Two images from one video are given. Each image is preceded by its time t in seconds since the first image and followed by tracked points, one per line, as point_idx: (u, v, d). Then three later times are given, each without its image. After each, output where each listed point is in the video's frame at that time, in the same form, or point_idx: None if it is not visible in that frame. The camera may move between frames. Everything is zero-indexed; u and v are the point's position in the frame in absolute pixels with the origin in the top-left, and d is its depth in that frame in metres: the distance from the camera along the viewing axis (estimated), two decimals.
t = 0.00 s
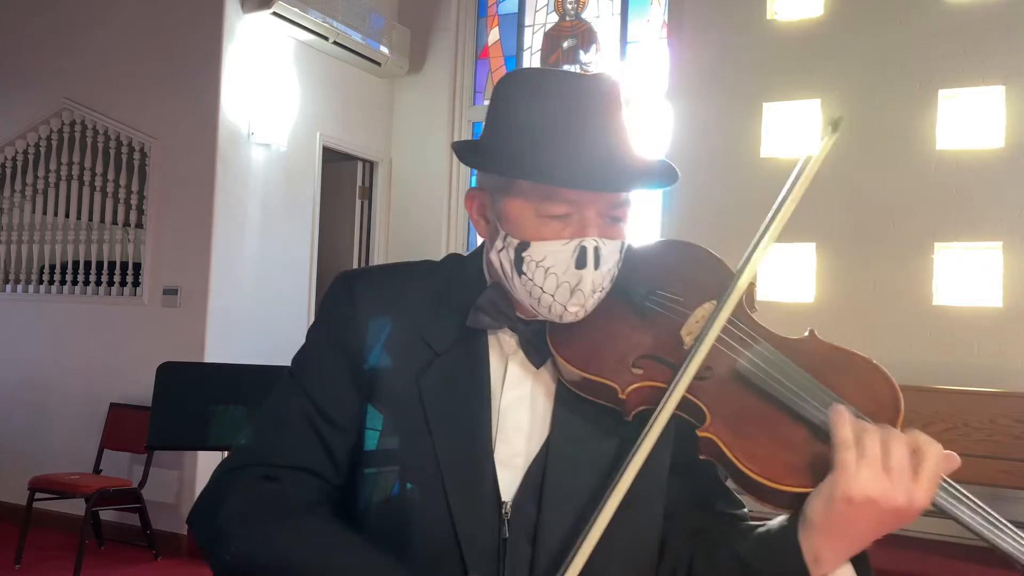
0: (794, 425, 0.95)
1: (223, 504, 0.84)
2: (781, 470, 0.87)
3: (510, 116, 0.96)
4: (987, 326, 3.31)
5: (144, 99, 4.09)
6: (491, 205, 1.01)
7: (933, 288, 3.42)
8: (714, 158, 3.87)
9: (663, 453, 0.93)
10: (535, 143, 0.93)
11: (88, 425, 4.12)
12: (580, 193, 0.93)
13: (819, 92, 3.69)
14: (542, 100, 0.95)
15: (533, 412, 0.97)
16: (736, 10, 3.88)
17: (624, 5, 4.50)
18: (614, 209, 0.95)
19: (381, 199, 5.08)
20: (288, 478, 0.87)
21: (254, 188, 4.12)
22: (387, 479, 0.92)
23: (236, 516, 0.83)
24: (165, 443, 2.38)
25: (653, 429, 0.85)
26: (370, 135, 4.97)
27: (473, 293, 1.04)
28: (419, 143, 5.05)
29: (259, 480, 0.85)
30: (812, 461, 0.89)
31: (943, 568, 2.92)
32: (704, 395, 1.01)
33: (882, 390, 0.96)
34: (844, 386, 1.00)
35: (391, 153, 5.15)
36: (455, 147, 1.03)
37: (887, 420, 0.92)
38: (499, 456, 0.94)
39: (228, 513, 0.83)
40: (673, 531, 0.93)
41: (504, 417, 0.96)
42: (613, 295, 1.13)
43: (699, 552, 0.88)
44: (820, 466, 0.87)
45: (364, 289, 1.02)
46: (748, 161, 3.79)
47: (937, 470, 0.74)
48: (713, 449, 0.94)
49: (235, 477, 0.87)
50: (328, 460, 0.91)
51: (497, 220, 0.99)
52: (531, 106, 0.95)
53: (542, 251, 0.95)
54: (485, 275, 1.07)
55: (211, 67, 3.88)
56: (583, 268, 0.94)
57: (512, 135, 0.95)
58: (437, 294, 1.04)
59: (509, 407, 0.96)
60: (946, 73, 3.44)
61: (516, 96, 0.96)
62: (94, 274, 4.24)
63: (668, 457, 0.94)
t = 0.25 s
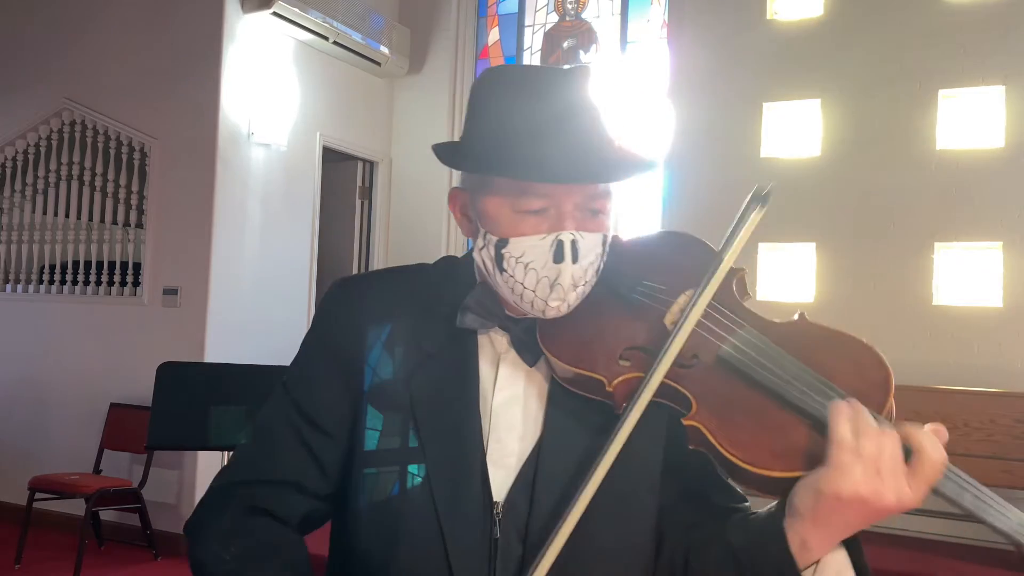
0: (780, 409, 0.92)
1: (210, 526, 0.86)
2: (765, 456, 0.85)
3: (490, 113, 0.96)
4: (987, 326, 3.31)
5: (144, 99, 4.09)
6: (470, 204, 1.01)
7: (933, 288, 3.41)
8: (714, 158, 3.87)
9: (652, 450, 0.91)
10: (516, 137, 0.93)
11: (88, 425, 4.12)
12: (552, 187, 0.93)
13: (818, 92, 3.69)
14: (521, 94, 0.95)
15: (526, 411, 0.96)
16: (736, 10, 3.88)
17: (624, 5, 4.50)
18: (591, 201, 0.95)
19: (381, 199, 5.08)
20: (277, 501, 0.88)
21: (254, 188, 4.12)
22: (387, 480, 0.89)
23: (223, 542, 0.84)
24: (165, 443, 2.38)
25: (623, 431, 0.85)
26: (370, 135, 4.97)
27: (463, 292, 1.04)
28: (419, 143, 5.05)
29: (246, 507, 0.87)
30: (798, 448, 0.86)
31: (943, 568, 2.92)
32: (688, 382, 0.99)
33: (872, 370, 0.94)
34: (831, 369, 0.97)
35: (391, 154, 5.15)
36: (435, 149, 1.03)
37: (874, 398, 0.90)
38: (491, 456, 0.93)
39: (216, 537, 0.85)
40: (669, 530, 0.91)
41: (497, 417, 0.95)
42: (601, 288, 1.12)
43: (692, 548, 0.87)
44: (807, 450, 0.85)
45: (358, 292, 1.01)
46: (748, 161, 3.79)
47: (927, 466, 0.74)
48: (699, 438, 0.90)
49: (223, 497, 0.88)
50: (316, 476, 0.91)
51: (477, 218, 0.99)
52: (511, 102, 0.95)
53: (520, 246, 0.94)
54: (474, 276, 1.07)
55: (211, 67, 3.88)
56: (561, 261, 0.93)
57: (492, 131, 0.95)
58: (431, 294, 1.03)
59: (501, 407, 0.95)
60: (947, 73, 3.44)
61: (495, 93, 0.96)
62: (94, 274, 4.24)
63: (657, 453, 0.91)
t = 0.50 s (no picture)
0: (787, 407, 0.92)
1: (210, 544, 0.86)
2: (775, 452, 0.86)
3: (476, 114, 0.95)
4: (987, 325, 3.31)
5: (145, 99, 4.09)
6: (463, 210, 1.00)
7: (933, 287, 3.41)
8: (714, 158, 3.86)
9: (656, 452, 0.91)
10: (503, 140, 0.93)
11: (88, 425, 4.12)
12: (546, 190, 0.93)
13: (818, 92, 3.69)
14: (508, 95, 0.94)
15: (527, 415, 0.96)
16: (736, 10, 3.88)
17: (624, 6, 4.50)
18: (584, 202, 0.95)
19: (382, 199, 5.08)
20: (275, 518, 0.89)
21: (254, 188, 4.12)
22: (387, 480, 0.90)
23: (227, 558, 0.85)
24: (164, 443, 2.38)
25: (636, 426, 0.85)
26: (370, 135, 4.96)
27: (459, 298, 1.03)
28: (419, 143, 5.05)
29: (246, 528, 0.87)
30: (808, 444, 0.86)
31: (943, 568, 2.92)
32: (692, 380, 0.98)
33: (875, 362, 0.96)
34: (834, 363, 0.98)
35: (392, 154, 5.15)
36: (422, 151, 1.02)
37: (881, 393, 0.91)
38: (494, 460, 0.93)
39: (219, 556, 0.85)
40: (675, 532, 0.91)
41: (497, 422, 0.95)
42: (598, 288, 1.12)
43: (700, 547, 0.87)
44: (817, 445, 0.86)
45: (349, 303, 1.01)
46: (748, 161, 3.79)
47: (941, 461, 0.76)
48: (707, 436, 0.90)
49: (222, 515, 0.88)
50: (313, 489, 0.91)
51: (470, 223, 0.99)
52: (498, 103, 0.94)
53: (516, 251, 0.94)
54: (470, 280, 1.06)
55: (211, 68, 3.88)
56: (558, 264, 0.93)
57: (478, 133, 0.94)
58: (424, 302, 1.03)
59: (501, 412, 0.95)
60: (947, 73, 3.44)
61: (482, 93, 0.95)
62: (94, 274, 4.24)
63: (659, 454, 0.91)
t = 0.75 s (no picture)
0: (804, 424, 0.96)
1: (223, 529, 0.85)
2: (800, 473, 0.88)
3: (495, 127, 0.96)
4: (988, 326, 3.31)
5: (144, 99, 4.09)
6: (483, 221, 0.99)
7: (933, 287, 3.42)
8: (715, 158, 3.87)
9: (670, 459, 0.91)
10: (517, 155, 0.93)
11: (88, 426, 4.12)
12: (573, 208, 0.92)
13: (818, 92, 3.69)
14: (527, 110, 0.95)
15: (538, 423, 0.96)
16: (736, 9, 3.88)
17: (624, 6, 4.50)
18: (607, 218, 0.95)
19: (381, 198, 5.08)
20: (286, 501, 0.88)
21: (254, 188, 4.12)
22: (385, 480, 0.91)
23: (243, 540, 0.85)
24: (164, 443, 2.38)
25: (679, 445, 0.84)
26: (370, 134, 4.96)
27: (472, 305, 1.03)
28: (418, 143, 5.05)
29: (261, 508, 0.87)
30: (827, 463, 0.89)
31: (942, 568, 2.92)
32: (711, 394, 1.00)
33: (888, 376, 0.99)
34: (851, 380, 1.00)
35: (392, 154, 5.15)
36: (439, 156, 1.03)
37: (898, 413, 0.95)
38: (506, 467, 0.93)
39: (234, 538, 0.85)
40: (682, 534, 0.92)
41: (508, 429, 0.95)
42: (613, 297, 1.12)
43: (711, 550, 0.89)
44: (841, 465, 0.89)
45: (358, 303, 1.02)
46: (749, 161, 3.79)
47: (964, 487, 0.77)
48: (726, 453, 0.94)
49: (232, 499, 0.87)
50: (322, 476, 0.91)
51: (491, 234, 0.98)
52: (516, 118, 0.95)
53: (538, 265, 0.94)
54: (479, 288, 1.05)
55: (212, 68, 3.88)
56: (580, 281, 0.94)
57: (495, 146, 0.95)
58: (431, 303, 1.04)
59: (512, 419, 0.96)
60: (947, 73, 3.44)
61: (502, 107, 0.96)
62: (94, 274, 4.23)
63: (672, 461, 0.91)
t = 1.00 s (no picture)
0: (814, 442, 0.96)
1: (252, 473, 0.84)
2: (806, 492, 0.89)
3: (521, 127, 0.96)
4: (988, 326, 3.31)
5: (144, 99, 4.09)
6: (505, 222, 0.98)
7: (933, 287, 3.42)
8: (714, 158, 3.86)
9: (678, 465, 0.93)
10: (541, 158, 0.93)
11: (89, 425, 4.12)
12: (600, 216, 0.92)
13: (819, 93, 3.69)
14: (556, 114, 0.94)
15: (547, 425, 0.97)
16: (736, 9, 3.88)
17: (624, 6, 4.50)
18: (631, 228, 0.94)
19: (382, 198, 5.08)
20: (310, 451, 0.86)
21: (254, 188, 4.12)
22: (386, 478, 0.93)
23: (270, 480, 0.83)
24: (165, 443, 2.38)
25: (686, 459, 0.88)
26: (370, 134, 4.96)
27: (489, 307, 1.03)
28: (419, 143, 5.05)
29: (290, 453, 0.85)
30: (835, 483, 0.90)
31: (942, 568, 2.92)
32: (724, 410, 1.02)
33: (902, 407, 1.00)
34: (864, 407, 1.01)
35: (392, 154, 5.15)
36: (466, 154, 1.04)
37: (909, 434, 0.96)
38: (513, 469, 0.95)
39: (261, 479, 0.83)
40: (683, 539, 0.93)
41: (517, 430, 0.96)
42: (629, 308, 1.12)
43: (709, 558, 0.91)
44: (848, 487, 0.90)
45: (380, 289, 1.02)
46: (749, 161, 3.79)
47: (969, 513, 0.80)
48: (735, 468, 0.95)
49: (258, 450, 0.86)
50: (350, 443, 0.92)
51: (513, 236, 0.97)
52: (544, 120, 0.94)
53: (560, 270, 0.93)
54: (498, 290, 1.05)
55: (212, 67, 3.88)
56: (601, 289, 0.94)
57: (510, 153, 0.95)
58: (450, 296, 1.04)
59: (523, 420, 0.97)
60: (947, 73, 3.44)
61: (531, 107, 0.96)
62: (94, 274, 4.23)
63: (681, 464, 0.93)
